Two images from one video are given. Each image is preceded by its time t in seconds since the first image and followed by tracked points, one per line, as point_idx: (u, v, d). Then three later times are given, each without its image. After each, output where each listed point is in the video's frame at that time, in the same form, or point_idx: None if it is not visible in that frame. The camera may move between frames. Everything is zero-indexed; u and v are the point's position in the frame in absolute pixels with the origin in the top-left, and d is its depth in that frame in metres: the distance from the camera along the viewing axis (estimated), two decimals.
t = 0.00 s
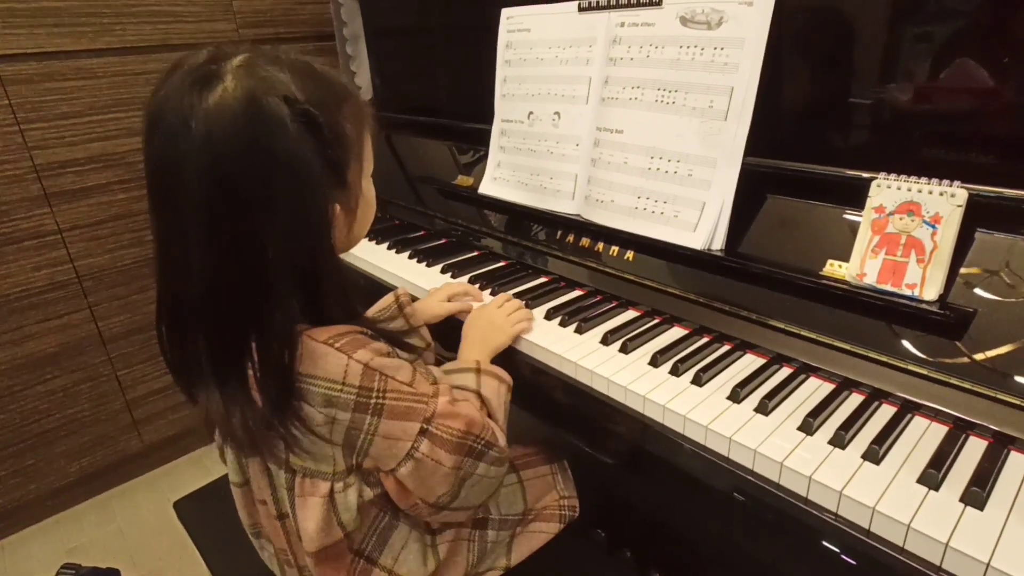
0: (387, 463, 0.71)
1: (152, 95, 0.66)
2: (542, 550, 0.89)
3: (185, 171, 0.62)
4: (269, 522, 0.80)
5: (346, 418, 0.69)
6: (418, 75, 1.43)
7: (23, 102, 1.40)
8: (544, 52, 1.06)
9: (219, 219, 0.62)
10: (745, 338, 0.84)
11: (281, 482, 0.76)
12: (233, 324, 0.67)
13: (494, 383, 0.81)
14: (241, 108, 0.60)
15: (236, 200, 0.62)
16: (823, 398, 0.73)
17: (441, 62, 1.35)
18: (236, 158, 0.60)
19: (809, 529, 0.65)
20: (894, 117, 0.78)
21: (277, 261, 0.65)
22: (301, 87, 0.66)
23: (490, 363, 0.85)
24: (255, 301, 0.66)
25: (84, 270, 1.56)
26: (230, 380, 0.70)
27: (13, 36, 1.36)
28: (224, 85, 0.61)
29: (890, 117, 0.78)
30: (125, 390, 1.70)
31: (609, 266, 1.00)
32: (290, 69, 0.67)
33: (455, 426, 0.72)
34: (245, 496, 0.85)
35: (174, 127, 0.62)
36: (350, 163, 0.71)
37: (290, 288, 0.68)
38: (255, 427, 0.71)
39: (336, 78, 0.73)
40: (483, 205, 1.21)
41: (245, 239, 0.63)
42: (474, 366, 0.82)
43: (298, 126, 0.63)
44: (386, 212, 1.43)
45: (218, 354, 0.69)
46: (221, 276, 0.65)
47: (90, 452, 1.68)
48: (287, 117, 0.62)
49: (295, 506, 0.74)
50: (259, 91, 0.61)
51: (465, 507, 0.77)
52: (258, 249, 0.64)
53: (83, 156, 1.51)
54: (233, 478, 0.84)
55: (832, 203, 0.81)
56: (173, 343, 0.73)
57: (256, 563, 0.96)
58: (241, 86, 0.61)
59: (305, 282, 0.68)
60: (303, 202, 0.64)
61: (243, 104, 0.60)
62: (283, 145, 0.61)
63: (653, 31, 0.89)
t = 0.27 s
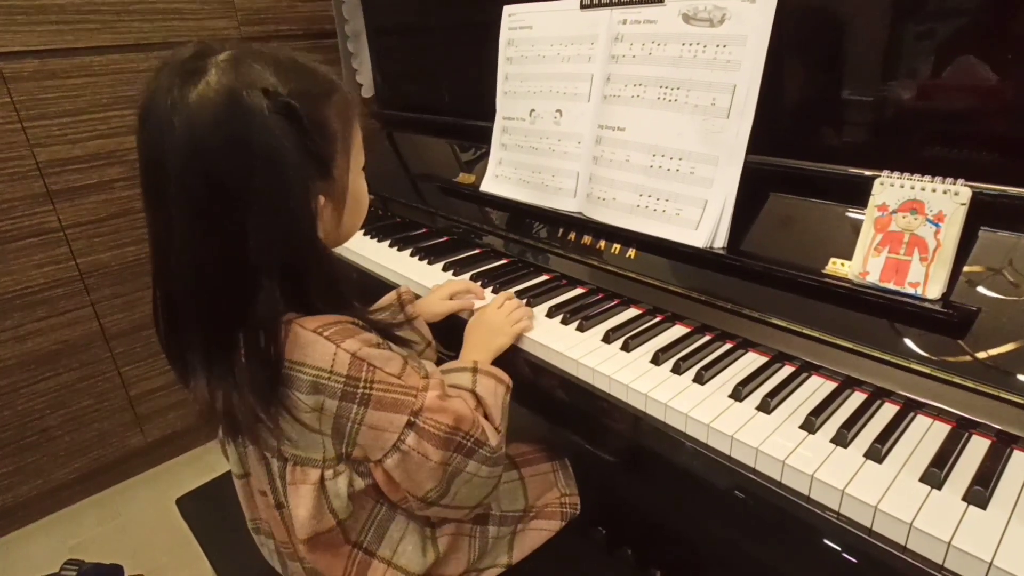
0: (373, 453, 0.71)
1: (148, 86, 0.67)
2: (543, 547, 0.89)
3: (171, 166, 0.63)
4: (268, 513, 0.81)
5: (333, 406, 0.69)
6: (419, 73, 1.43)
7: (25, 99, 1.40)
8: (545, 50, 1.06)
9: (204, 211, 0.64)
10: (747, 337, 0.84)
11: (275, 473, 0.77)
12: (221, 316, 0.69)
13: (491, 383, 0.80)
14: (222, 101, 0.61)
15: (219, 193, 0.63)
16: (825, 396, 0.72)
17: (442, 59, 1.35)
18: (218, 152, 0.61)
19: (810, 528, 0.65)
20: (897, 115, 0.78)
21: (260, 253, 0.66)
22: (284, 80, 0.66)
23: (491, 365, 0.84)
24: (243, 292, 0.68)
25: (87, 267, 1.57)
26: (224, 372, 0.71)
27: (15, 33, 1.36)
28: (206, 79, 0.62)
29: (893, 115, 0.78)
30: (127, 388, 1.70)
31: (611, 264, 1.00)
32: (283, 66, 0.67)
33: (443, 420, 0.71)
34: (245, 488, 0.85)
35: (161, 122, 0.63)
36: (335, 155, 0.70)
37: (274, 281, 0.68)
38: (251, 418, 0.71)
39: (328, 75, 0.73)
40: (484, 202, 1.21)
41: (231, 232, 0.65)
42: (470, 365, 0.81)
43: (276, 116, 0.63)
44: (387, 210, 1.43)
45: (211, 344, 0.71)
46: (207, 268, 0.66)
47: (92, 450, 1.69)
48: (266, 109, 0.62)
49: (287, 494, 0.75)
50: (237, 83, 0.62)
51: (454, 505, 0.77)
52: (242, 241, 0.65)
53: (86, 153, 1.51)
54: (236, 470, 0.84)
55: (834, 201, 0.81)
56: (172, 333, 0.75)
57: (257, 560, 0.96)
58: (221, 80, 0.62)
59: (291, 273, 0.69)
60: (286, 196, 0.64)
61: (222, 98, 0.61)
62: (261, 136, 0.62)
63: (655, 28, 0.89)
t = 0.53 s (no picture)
0: (370, 443, 0.71)
1: (147, 80, 0.67)
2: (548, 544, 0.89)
3: (166, 161, 0.64)
4: (273, 505, 0.81)
5: (331, 394, 0.69)
6: (424, 69, 1.42)
7: (33, 97, 1.41)
8: (551, 46, 1.05)
9: (201, 206, 0.64)
10: (754, 334, 0.84)
11: (279, 463, 0.77)
12: (224, 310, 0.69)
13: (487, 379, 0.79)
14: (212, 96, 0.61)
15: (213, 183, 0.63)
16: (833, 393, 0.72)
17: (447, 56, 1.34)
18: (212, 147, 0.62)
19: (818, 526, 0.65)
20: (906, 110, 0.77)
21: (253, 243, 0.66)
22: (272, 73, 0.66)
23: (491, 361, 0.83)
24: (238, 285, 0.68)
25: (94, 264, 1.57)
26: (229, 365, 0.71)
27: (22, 30, 1.36)
28: (199, 74, 0.62)
29: (902, 111, 0.77)
30: (134, 384, 1.71)
31: (617, 261, 1.00)
32: (285, 61, 0.67)
33: (440, 413, 0.72)
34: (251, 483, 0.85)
35: (158, 114, 0.63)
36: (330, 146, 0.70)
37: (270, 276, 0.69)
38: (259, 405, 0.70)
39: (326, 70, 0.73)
40: (490, 199, 1.21)
41: (223, 223, 0.65)
42: (467, 360, 0.81)
43: (266, 109, 0.63)
44: (392, 206, 1.43)
45: (215, 338, 0.71)
46: (208, 260, 0.67)
47: (99, 445, 1.69)
48: (255, 102, 0.62)
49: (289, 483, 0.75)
50: (228, 78, 0.62)
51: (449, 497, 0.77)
52: (237, 232, 0.65)
53: (92, 150, 1.51)
54: (242, 464, 0.84)
55: (841, 197, 0.80)
56: (174, 325, 0.75)
57: (263, 556, 0.96)
58: (214, 75, 0.62)
59: (285, 264, 0.69)
60: (280, 187, 0.64)
61: (212, 93, 0.61)
62: (252, 129, 0.62)
63: (662, 24, 0.89)
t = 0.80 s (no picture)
0: (366, 440, 0.71)
1: (145, 80, 0.67)
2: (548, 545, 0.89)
3: (162, 159, 0.64)
4: (272, 503, 0.80)
5: (328, 389, 0.69)
6: (424, 70, 1.42)
7: (32, 97, 1.41)
8: (550, 46, 1.05)
9: (197, 203, 0.64)
10: (754, 336, 0.84)
11: (279, 459, 0.76)
12: (222, 309, 0.69)
13: (489, 382, 0.79)
14: (208, 94, 0.61)
15: (208, 180, 0.63)
16: (833, 395, 0.72)
17: (447, 57, 1.34)
18: (209, 145, 0.62)
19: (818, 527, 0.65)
20: (906, 111, 0.77)
21: (249, 242, 0.66)
22: (269, 71, 0.65)
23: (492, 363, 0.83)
24: (233, 282, 0.68)
25: (93, 264, 1.57)
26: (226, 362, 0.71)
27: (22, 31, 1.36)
28: (195, 72, 0.62)
29: (901, 112, 0.77)
30: (133, 384, 1.71)
31: (617, 262, 1.00)
32: (282, 61, 0.67)
33: (437, 412, 0.71)
34: (250, 482, 0.85)
35: (155, 112, 0.63)
36: (325, 143, 0.70)
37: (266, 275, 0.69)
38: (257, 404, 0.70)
39: (326, 71, 0.73)
40: (489, 200, 1.21)
41: (218, 217, 0.65)
42: (470, 362, 0.81)
43: (262, 105, 0.63)
44: (392, 207, 1.43)
45: (213, 339, 0.71)
46: (205, 257, 0.67)
47: (98, 446, 1.69)
48: (251, 99, 0.62)
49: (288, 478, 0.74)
50: (224, 75, 0.62)
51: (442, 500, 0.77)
52: (232, 230, 0.65)
53: (92, 151, 1.51)
54: (241, 462, 0.84)
55: (841, 198, 0.80)
56: (172, 324, 0.75)
57: (262, 557, 0.96)
58: (211, 72, 0.62)
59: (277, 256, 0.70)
60: (275, 183, 0.64)
61: (207, 89, 0.61)
62: (246, 125, 0.62)
63: (662, 25, 0.89)
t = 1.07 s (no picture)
0: (367, 442, 0.71)
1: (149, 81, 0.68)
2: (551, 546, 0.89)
3: (167, 160, 0.64)
4: (275, 502, 0.81)
5: (330, 388, 0.69)
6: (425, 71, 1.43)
7: (34, 99, 1.41)
8: (552, 47, 1.05)
9: (201, 203, 0.65)
10: (756, 336, 0.84)
11: (282, 457, 0.76)
12: (226, 310, 0.69)
13: (503, 393, 0.81)
14: (212, 94, 0.61)
15: (212, 179, 0.63)
16: (835, 395, 0.72)
17: (449, 58, 1.34)
18: (213, 147, 0.62)
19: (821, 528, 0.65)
20: (907, 111, 0.77)
21: (253, 244, 0.66)
22: (274, 70, 0.65)
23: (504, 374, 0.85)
24: (237, 282, 0.68)
25: (95, 266, 1.57)
26: (229, 362, 0.71)
27: (24, 33, 1.37)
28: (201, 72, 0.62)
29: (902, 112, 0.77)
30: (135, 386, 1.71)
31: (618, 262, 1.00)
32: (288, 61, 0.67)
33: (440, 415, 0.72)
34: (253, 480, 0.85)
35: (159, 113, 0.64)
36: (329, 143, 0.70)
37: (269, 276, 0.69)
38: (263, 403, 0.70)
39: (330, 73, 0.73)
40: (490, 201, 1.21)
41: (223, 217, 0.65)
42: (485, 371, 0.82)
43: (266, 104, 0.62)
44: (393, 207, 1.43)
45: (217, 340, 0.71)
46: (211, 257, 0.67)
47: (101, 447, 1.69)
48: (256, 98, 0.62)
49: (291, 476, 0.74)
50: (230, 75, 0.62)
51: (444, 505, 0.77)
52: (235, 229, 0.66)
53: (94, 153, 1.51)
54: (244, 460, 0.84)
55: (843, 199, 0.80)
56: (177, 324, 0.75)
57: (264, 558, 0.96)
58: (217, 71, 0.62)
59: (282, 256, 0.69)
60: (278, 183, 0.64)
61: (213, 88, 0.61)
62: (248, 125, 0.62)
63: (663, 25, 0.89)
